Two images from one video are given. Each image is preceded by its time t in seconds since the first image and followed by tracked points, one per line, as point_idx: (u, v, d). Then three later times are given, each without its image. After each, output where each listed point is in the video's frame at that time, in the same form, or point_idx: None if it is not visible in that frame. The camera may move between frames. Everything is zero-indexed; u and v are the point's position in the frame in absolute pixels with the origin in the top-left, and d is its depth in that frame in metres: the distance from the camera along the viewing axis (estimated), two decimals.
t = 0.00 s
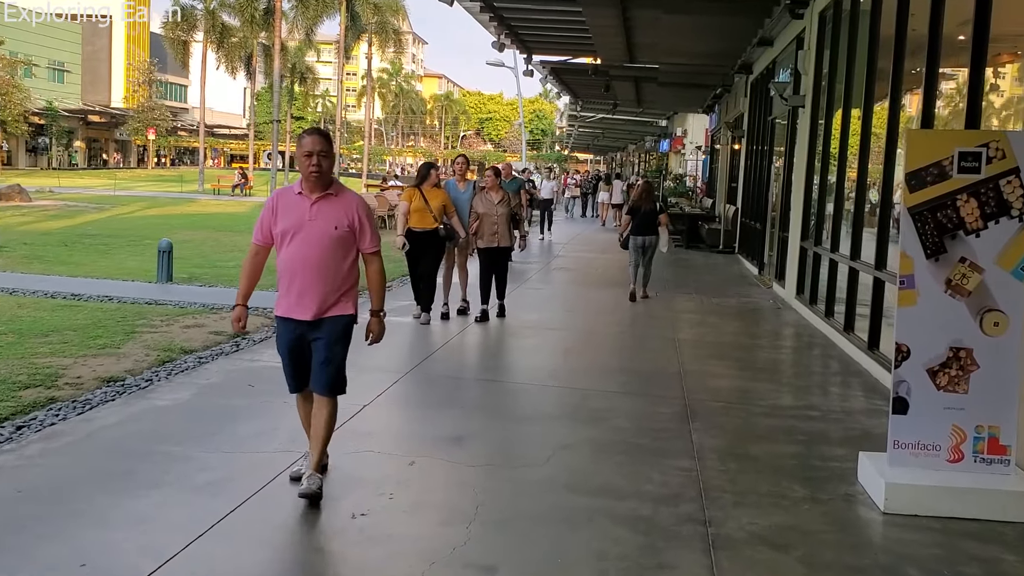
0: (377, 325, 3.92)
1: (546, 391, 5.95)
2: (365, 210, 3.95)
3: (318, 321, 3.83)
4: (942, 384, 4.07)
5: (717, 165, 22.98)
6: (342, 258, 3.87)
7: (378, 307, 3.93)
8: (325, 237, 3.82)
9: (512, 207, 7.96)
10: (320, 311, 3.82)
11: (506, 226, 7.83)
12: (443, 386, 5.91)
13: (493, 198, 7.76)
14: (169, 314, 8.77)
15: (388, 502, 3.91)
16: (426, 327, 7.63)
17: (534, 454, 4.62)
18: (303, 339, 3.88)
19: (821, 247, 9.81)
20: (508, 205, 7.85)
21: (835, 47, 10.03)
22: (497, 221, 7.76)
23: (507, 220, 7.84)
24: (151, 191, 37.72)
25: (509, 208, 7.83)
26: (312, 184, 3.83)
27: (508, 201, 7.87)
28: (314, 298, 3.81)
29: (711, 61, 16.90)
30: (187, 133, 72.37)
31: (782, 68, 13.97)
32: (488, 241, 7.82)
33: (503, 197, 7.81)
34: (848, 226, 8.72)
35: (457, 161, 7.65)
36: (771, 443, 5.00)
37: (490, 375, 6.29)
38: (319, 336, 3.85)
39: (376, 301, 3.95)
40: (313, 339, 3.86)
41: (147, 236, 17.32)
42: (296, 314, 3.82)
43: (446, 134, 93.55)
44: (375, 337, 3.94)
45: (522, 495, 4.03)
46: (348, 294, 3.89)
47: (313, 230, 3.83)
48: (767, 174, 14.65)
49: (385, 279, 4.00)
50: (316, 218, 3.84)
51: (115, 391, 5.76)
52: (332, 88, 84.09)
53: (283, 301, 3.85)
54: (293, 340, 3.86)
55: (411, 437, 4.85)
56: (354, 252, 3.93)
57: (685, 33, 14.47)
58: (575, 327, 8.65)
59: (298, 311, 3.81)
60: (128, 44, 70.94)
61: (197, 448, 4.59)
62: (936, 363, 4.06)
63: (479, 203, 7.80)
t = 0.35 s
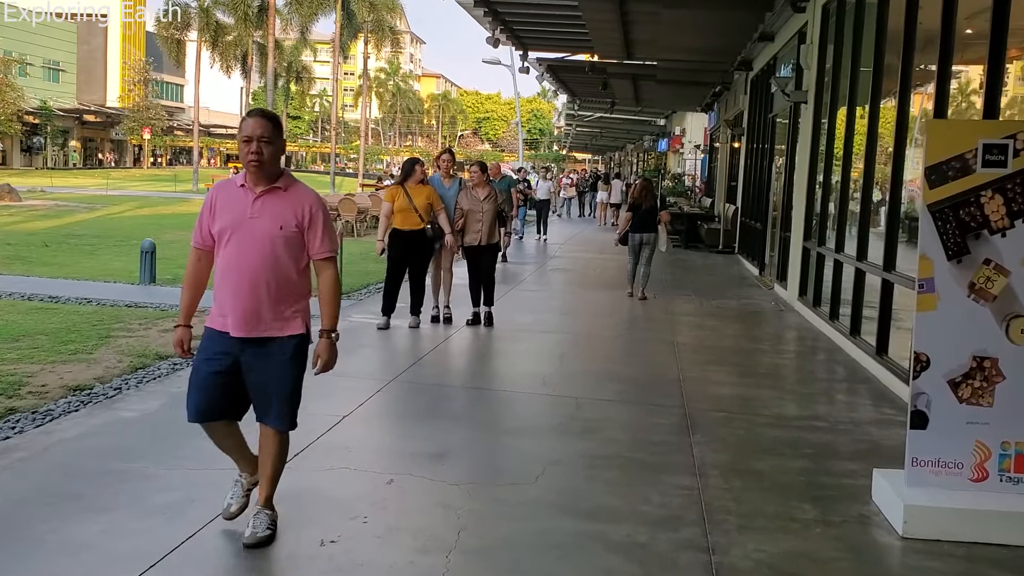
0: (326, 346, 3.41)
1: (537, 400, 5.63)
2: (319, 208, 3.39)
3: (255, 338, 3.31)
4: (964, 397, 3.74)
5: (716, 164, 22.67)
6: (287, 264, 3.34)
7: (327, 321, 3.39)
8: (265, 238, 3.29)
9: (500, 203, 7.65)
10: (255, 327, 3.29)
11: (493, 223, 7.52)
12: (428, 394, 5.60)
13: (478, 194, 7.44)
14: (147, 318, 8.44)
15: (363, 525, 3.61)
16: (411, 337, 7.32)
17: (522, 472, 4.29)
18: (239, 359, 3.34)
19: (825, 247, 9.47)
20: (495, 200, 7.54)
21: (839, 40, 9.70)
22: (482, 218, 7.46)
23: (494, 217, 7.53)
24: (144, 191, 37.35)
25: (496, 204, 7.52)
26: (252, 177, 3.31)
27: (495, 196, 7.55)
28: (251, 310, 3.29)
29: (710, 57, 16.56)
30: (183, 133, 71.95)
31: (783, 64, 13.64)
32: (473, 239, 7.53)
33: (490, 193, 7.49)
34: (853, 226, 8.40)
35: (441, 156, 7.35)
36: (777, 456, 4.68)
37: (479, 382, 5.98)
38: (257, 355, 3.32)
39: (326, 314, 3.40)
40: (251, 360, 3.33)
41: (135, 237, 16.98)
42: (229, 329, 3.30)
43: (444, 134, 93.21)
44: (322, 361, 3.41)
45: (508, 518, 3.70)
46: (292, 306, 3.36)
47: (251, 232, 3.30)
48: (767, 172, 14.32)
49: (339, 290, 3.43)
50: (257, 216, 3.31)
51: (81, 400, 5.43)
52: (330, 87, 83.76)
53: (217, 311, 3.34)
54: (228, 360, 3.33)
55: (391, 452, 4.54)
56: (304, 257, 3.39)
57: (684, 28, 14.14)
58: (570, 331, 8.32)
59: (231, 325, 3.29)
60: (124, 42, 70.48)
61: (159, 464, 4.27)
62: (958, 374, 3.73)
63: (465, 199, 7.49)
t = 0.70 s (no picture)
0: (222, 387, 2.70)
1: (530, 418, 5.32)
2: (233, 222, 2.76)
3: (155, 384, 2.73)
4: (993, 423, 3.42)
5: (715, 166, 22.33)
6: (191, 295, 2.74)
7: (232, 356, 2.72)
8: (163, 264, 2.71)
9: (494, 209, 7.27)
10: (151, 372, 2.72)
11: (484, 230, 7.14)
12: (413, 413, 5.28)
13: (469, 198, 7.11)
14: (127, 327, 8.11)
15: (335, 567, 3.28)
16: (398, 350, 7.01)
17: (512, 502, 3.96)
18: (140, 415, 2.75)
19: (830, 252, 9.16)
20: (486, 206, 7.17)
21: (845, 39, 9.38)
22: (472, 223, 7.10)
23: (485, 224, 7.15)
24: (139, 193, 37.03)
25: (487, 210, 7.15)
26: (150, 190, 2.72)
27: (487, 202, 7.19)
28: (149, 352, 2.72)
29: (710, 57, 16.23)
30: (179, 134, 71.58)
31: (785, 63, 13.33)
32: (463, 246, 7.15)
33: (480, 198, 7.13)
34: (861, 232, 8.08)
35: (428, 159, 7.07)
36: (786, 482, 4.37)
37: (469, 399, 5.66)
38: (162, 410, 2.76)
39: (231, 348, 2.72)
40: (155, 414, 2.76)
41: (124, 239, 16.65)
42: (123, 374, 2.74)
43: (441, 135, 92.84)
44: (213, 404, 2.69)
45: (496, 557, 3.37)
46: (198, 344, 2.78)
47: (148, 255, 2.72)
48: (768, 175, 14.02)
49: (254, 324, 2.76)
50: (156, 236, 2.71)
51: (45, 418, 5.12)
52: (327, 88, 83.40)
53: (114, 353, 2.78)
54: (128, 415, 2.74)
55: (371, 480, 4.21)
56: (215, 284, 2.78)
57: (684, 27, 13.81)
58: (568, 341, 8.00)
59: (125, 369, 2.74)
60: (119, 43, 70.10)
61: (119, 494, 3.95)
62: (987, 399, 3.41)
63: (453, 205, 7.15)
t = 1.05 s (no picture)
0: (128, 440, 2.26)
1: (520, 431, 5.00)
2: (107, 227, 2.16)
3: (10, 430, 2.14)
4: None
5: (715, 166, 22.01)
6: (57, 321, 2.15)
7: (130, 403, 2.24)
8: (17, 278, 2.10)
9: (489, 210, 6.94)
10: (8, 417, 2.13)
11: (477, 233, 6.82)
12: (396, 426, 4.96)
13: (462, 199, 6.77)
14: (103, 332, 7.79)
15: None
16: (383, 357, 6.66)
17: (496, 530, 3.64)
18: None
19: (835, 254, 8.84)
20: (481, 207, 6.84)
21: (849, 33, 9.04)
22: (466, 226, 6.77)
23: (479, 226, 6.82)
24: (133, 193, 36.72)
25: (480, 211, 6.83)
26: None
27: (481, 203, 6.87)
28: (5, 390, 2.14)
29: (709, 54, 15.91)
30: (175, 134, 71.20)
31: (786, 60, 13.02)
32: (458, 251, 6.82)
33: (473, 199, 6.80)
34: (866, 234, 7.76)
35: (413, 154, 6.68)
36: (794, 504, 4.06)
37: (456, 409, 5.34)
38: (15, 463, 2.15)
39: (127, 392, 2.24)
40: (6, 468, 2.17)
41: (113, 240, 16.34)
42: None
43: (439, 135, 92.47)
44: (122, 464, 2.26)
45: None
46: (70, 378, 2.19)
47: None
48: (769, 175, 13.71)
49: (148, 353, 2.26)
50: (6, 245, 2.10)
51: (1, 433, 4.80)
52: (323, 88, 83.02)
53: None
54: None
55: (344, 504, 3.89)
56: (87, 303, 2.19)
57: (683, 24, 13.49)
58: (562, 347, 7.66)
59: None
60: (116, 43, 69.73)
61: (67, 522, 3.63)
62: (1017, 420, 3.09)
63: (444, 205, 6.82)
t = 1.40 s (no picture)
0: None
1: (508, 450, 4.68)
2: None
3: None
4: None
5: (715, 167, 21.70)
6: None
7: None
8: None
9: (474, 214, 6.60)
10: None
11: (464, 239, 6.49)
12: (376, 444, 4.64)
13: (446, 203, 6.44)
14: (78, 340, 7.46)
15: None
16: (367, 368, 6.35)
17: (478, 565, 3.31)
18: None
19: (841, 258, 8.51)
20: (467, 212, 6.52)
21: (855, 29, 8.72)
22: (452, 231, 6.44)
23: (466, 232, 6.51)
24: (128, 194, 36.38)
25: (467, 216, 6.50)
26: None
27: (467, 207, 6.54)
28: None
29: (710, 52, 15.58)
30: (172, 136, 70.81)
31: (789, 58, 12.69)
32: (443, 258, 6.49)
33: (459, 204, 6.48)
34: (875, 237, 7.43)
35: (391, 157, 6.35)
36: (806, 532, 3.73)
37: (441, 426, 5.02)
38: None
39: None
40: None
41: (101, 242, 16.01)
42: None
43: (438, 136, 92.09)
44: None
45: None
46: None
47: None
48: (771, 176, 13.39)
49: None
50: None
51: None
52: (321, 90, 82.64)
53: None
54: None
55: (312, 535, 3.58)
56: None
57: (683, 21, 13.16)
58: (557, 356, 7.34)
59: None
60: (112, 44, 69.31)
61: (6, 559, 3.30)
62: None
63: (427, 211, 6.48)
